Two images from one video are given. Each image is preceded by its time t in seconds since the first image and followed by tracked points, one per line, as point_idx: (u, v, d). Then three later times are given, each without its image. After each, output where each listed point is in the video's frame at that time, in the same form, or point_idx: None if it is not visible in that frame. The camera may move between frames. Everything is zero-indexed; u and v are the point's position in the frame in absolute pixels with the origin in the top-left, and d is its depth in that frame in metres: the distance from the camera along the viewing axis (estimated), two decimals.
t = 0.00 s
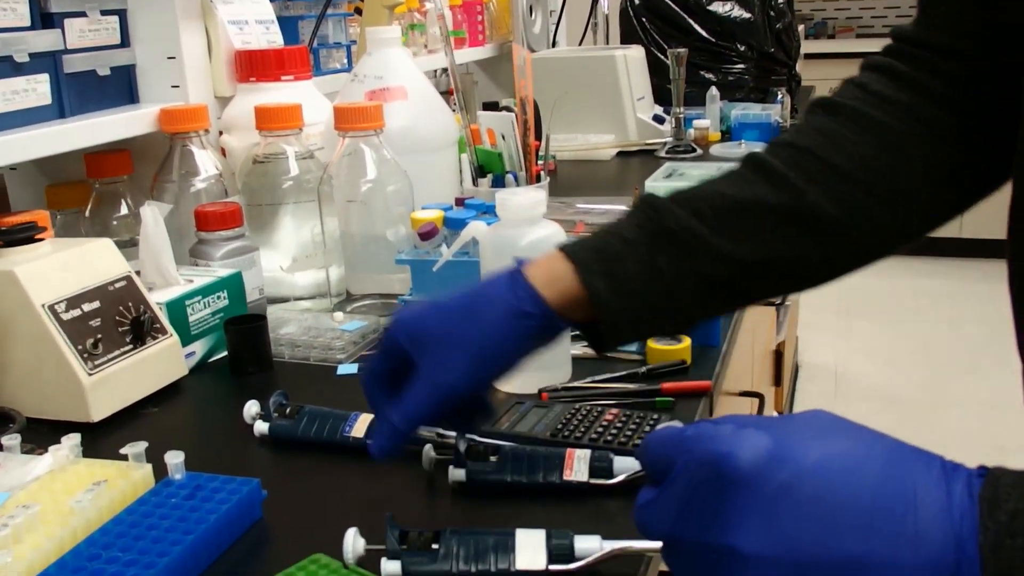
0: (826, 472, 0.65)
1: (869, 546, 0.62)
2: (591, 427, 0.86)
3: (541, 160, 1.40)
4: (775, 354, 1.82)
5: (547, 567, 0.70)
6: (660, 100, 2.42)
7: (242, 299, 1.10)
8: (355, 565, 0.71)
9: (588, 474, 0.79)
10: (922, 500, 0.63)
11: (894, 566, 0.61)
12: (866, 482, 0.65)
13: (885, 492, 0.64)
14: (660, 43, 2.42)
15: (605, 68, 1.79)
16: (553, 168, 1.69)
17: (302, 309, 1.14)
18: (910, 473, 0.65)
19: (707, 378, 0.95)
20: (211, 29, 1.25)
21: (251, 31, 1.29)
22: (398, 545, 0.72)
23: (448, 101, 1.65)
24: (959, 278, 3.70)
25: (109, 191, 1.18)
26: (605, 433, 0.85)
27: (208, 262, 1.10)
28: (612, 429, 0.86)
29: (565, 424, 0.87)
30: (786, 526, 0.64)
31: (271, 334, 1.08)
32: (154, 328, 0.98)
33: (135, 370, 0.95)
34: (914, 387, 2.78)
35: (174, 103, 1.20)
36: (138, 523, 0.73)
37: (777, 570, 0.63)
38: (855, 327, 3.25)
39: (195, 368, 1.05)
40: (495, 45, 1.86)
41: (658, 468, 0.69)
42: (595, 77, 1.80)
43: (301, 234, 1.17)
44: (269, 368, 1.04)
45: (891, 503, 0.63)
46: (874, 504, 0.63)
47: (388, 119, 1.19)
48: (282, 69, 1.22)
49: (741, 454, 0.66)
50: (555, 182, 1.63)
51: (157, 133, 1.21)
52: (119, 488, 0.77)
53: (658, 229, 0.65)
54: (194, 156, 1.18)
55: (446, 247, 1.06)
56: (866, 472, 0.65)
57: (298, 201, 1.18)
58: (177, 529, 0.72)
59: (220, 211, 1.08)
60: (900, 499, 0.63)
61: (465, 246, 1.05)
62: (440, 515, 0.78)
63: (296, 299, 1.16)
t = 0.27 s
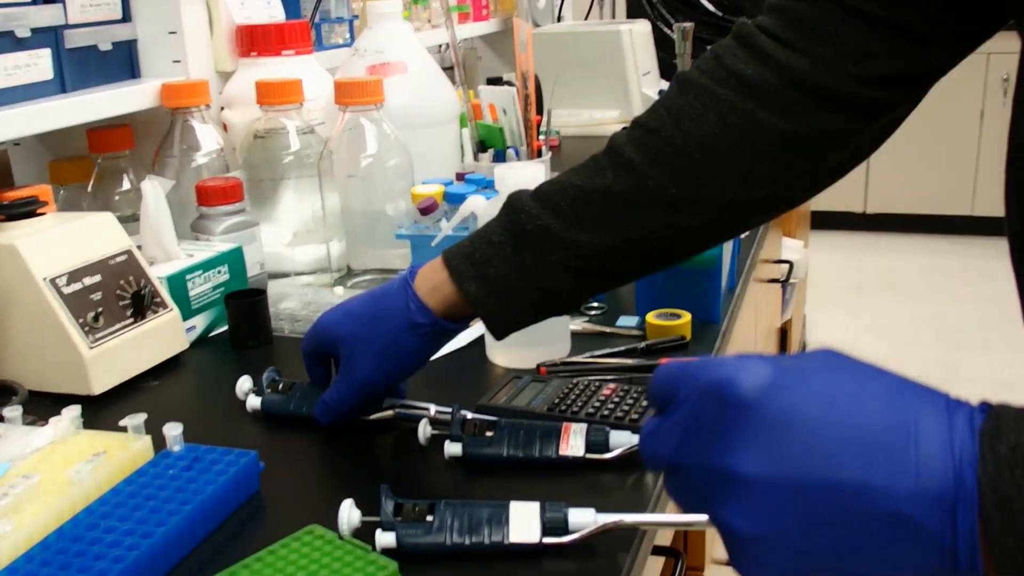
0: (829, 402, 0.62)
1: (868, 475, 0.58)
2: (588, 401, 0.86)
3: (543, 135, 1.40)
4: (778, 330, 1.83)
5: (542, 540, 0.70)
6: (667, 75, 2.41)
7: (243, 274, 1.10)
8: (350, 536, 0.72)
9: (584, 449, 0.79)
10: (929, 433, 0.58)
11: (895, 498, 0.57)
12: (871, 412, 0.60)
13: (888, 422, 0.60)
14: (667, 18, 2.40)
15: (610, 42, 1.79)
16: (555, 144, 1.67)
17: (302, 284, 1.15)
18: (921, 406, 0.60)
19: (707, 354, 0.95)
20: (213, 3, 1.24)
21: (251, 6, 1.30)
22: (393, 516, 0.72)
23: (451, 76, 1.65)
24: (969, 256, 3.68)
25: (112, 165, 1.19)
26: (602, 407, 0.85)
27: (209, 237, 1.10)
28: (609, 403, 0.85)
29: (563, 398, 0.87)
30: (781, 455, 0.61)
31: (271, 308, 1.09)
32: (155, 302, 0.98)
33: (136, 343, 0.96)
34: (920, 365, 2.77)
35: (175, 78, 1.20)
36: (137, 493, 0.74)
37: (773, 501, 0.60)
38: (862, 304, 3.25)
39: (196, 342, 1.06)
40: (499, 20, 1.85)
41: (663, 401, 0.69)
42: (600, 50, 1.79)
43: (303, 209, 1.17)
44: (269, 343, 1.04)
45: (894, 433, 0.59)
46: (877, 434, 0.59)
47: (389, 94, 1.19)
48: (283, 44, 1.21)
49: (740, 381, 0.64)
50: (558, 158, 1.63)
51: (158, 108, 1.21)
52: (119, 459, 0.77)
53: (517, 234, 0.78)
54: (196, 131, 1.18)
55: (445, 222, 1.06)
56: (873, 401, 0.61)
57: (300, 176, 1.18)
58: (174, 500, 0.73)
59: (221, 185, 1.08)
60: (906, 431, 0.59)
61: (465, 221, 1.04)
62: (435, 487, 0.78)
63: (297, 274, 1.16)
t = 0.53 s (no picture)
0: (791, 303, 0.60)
1: (808, 369, 0.57)
2: (585, 376, 0.86)
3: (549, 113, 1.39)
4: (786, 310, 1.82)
5: (533, 512, 0.70)
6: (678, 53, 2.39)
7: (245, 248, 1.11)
8: (343, 506, 0.73)
9: (580, 423, 0.79)
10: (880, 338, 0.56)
11: (832, 393, 0.55)
12: (822, 315, 0.59)
13: (840, 327, 0.58)
14: None
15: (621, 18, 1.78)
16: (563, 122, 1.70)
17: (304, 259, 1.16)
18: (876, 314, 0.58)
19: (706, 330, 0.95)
20: None
21: None
22: (386, 487, 0.73)
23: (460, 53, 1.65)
24: (985, 238, 3.65)
25: (116, 140, 1.19)
26: (599, 382, 0.85)
27: (211, 211, 1.11)
28: (606, 377, 0.85)
29: (560, 373, 0.86)
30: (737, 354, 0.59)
31: (273, 283, 1.10)
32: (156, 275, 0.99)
33: (138, 316, 0.96)
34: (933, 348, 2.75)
35: (180, 53, 1.20)
36: (134, 461, 0.75)
37: (722, 390, 0.60)
38: (874, 286, 3.22)
39: (198, 315, 1.06)
40: None
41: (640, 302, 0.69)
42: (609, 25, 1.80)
43: (305, 184, 1.18)
44: (270, 317, 1.05)
45: (845, 336, 0.57)
46: (828, 335, 0.57)
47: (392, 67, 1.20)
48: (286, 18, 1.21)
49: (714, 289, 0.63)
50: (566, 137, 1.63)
51: (162, 83, 1.21)
52: (117, 428, 0.78)
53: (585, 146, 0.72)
54: (200, 105, 1.19)
55: (445, 196, 1.05)
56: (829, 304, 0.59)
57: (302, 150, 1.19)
58: (171, 468, 0.73)
59: (223, 158, 1.09)
60: (856, 332, 0.57)
61: (464, 195, 1.05)
62: (430, 461, 0.79)
63: (298, 249, 1.19)
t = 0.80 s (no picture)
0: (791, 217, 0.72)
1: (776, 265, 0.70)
2: (580, 353, 0.85)
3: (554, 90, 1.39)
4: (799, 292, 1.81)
5: (521, 487, 0.70)
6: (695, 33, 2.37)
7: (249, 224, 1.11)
8: (334, 479, 0.73)
9: (573, 399, 0.79)
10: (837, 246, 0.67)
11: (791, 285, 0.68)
12: (800, 229, 0.70)
13: (807, 241, 0.69)
14: None
15: None
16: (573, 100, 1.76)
17: (308, 235, 1.16)
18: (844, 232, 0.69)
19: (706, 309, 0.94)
20: None
21: None
22: (376, 461, 0.73)
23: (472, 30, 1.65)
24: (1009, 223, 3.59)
25: (124, 116, 1.19)
26: (594, 359, 0.84)
27: (215, 187, 1.11)
28: (602, 355, 0.84)
29: (555, 349, 0.86)
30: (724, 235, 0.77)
31: (275, 259, 1.10)
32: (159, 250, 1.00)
33: (139, 290, 0.97)
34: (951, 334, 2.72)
35: (185, 30, 1.20)
36: (128, 432, 0.75)
37: (715, 263, 0.76)
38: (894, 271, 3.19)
39: (201, 290, 1.07)
40: None
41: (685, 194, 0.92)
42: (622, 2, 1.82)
43: (309, 161, 1.19)
44: (271, 292, 1.06)
45: (811, 245, 0.69)
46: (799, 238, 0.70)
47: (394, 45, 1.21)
48: None
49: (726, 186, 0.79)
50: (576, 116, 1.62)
51: (169, 60, 1.22)
52: (114, 399, 0.78)
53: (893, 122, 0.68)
54: (205, 81, 1.19)
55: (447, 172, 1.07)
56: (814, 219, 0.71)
57: (308, 128, 1.19)
58: (165, 439, 0.74)
59: (228, 135, 1.10)
60: (823, 248, 0.68)
61: (466, 171, 1.06)
62: (422, 436, 0.79)
63: (302, 226, 1.18)
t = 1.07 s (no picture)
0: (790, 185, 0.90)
1: (771, 210, 0.89)
2: (575, 331, 0.85)
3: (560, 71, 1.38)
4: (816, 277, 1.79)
5: (508, 464, 0.69)
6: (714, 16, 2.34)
7: (254, 203, 1.12)
8: (323, 454, 0.73)
9: (566, 376, 0.78)
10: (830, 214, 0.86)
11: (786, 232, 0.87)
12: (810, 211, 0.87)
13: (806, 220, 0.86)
14: None
15: None
16: (587, 82, 1.79)
17: (315, 215, 1.16)
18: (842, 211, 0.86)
19: (705, 289, 0.93)
20: None
21: None
22: (365, 436, 0.72)
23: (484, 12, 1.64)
24: None
25: (132, 96, 1.20)
26: (589, 337, 0.84)
27: (221, 167, 1.12)
28: (597, 333, 0.84)
29: (551, 328, 0.85)
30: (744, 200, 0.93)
31: (279, 239, 1.11)
32: (162, 228, 1.01)
33: (142, 268, 0.98)
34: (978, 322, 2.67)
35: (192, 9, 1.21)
36: (122, 407, 0.76)
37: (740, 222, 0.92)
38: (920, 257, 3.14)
39: (204, 269, 1.08)
40: None
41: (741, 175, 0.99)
42: None
43: (314, 141, 1.20)
44: (274, 271, 1.06)
45: (809, 213, 0.87)
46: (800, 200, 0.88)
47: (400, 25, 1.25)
48: None
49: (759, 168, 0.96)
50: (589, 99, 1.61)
51: (177, 40, 1.23)
52: (111, 375, 0.80)
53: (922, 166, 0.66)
54: (213, 61, 1.20)
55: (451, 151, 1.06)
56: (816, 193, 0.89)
57: (315, 108, 1.20)
58: (158, 414, 0.74)
59: (234, 115, 1.10)
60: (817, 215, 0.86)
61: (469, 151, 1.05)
62: (413, 413, 0.79)
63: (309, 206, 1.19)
